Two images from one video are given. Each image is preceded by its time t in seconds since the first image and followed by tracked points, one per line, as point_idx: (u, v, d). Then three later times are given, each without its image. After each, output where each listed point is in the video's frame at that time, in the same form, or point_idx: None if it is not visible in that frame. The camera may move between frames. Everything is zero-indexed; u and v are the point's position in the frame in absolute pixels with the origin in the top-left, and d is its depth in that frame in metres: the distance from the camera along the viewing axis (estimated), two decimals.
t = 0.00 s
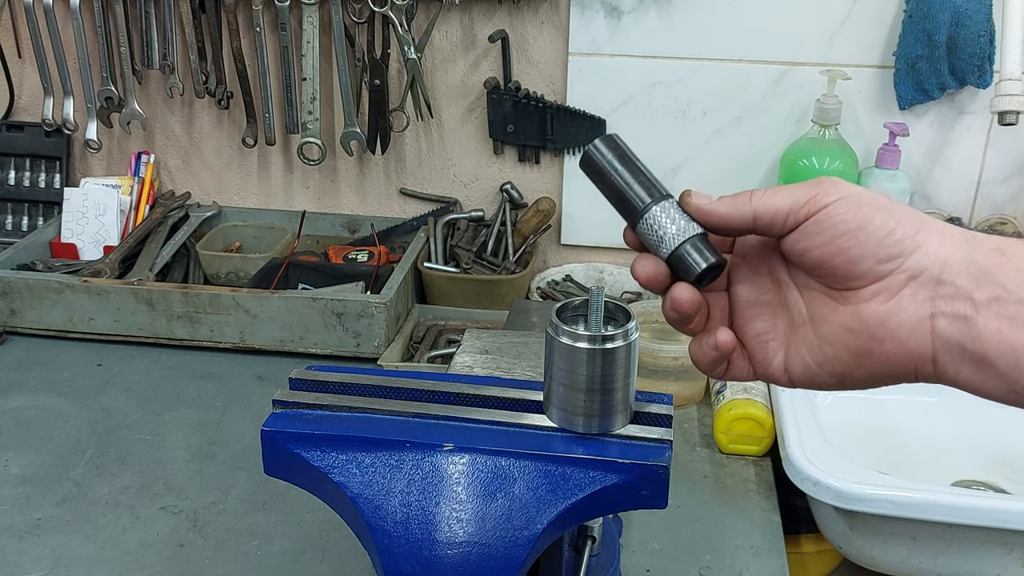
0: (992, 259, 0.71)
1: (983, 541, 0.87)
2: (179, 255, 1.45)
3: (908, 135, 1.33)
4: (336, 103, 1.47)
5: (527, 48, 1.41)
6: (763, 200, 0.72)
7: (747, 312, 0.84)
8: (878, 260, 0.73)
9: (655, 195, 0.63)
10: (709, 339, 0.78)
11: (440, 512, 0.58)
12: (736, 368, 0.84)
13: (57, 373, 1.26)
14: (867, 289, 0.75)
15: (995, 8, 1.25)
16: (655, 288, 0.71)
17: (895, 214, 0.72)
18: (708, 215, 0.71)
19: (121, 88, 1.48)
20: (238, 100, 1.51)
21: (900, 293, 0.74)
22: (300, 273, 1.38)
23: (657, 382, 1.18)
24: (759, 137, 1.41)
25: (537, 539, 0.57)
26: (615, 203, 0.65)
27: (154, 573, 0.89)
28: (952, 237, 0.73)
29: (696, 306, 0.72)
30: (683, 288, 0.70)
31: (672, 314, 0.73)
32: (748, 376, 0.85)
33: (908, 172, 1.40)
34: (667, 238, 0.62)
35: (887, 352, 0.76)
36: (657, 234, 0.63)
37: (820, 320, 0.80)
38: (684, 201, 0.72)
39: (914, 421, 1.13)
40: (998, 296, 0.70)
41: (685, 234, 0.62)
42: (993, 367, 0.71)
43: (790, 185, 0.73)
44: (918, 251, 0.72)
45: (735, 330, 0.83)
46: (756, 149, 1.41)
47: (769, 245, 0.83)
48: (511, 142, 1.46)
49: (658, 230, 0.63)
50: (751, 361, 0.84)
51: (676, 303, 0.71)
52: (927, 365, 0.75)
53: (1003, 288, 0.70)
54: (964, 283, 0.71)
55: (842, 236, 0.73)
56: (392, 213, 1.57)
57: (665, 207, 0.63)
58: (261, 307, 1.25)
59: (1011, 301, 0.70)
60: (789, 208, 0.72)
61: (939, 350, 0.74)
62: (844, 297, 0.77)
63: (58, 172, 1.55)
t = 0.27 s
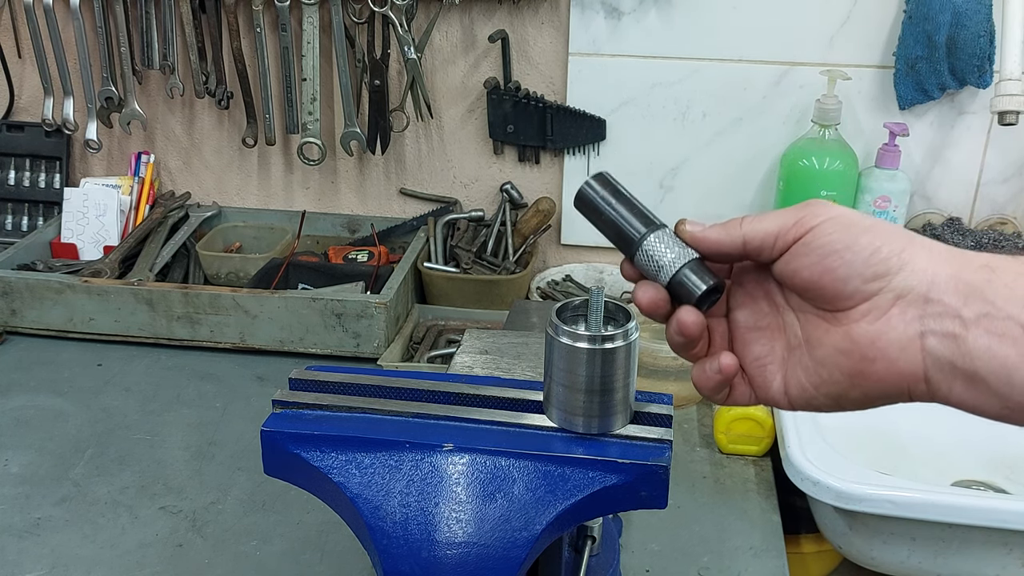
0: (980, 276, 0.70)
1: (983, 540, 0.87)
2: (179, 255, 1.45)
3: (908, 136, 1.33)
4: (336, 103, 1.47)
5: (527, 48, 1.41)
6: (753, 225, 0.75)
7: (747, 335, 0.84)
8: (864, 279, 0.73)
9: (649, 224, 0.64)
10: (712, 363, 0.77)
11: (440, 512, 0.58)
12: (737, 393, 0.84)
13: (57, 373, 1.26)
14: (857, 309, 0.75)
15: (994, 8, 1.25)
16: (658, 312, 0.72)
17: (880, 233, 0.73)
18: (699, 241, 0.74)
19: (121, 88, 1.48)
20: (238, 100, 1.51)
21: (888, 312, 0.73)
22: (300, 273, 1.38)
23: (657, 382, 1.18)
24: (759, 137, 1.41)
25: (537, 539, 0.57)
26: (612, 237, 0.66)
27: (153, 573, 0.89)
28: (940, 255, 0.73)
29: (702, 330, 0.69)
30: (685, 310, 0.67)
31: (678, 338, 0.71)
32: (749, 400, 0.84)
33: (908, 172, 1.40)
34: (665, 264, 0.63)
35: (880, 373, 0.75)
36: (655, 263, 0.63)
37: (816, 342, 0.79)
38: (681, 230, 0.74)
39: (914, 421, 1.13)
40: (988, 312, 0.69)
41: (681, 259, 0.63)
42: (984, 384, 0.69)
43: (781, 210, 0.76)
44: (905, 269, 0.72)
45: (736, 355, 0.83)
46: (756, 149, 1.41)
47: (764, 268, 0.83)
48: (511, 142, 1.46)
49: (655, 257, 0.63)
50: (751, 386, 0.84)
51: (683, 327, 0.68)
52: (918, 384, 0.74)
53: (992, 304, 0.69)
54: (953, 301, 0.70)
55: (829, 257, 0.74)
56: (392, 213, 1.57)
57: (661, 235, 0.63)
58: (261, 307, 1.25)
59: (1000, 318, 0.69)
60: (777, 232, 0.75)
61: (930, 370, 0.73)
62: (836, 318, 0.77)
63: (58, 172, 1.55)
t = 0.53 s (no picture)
0: (979, 281, 0.70)
1: (983, 540, 0.87)
2: (179, 255, 1.45)
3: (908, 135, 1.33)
4: (336, 103, 1.47)
5: (527, 48, 1.41)
6: (752, 229, 0.74)
7: (745, 339, 0.84)
8: (863, 284, 0.73)
9: (648, 227, 0.64)
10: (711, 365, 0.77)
11: (440, 512, 0.58)
12: (736, 396, 0.83)
13: (57, 373, 1.26)
14: (855, 313, 0.75)
15: (994, 8, 1.25)
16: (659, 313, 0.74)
17: (880, 238, 0.73)
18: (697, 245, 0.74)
19: (121, 88, 1.48)
20: (238, 100, 1.51)
21: (887, 316, 0.73)
22: (300, 273, 1.38)
23: (657, 382, 1.18)
24: (759, 137, 1.41)
25: (537, 539, 0.57)
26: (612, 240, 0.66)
27: (154, 573, 0.89)
28: (939, 259, 0.73)
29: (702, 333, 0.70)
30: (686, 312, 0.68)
31: (678, 340, 0.72)
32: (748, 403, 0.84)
33: (908, 172, 1.40)
34: (664, 266, 0.63)
35: (878, 376, 0.76)
36: (654, 266, 0.63)
37: (815, 345, 0.80)
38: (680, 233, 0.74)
39: (913, 421, 1.13)
40: (986, 317, 0.69)
41: (680, 261, 0.62)
42: (983, 387, 0.70)
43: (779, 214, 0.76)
44: (904, 274, 0.72)
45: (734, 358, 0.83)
46: (756, 149, 1.42)
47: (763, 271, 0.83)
48: (511, 142, 1.46)
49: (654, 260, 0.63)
50: (750, 389, 0.83)
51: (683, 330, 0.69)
52: (917, 388, 0.74)
53: (990, 309, 0.69)
54: (952, 306, 0.71)
55: (828, 261, 0.74)
56: (392, 213, 1.57)
57: (660, 238, 0.63)
58: (261, 307, 1.25)
59: (999, 322, 0.69)
60: (777, 236, 0.74)
61: (929, 373, 0.73)
62: (835, 322, 0.78)
63: (58, 172, 1.55)
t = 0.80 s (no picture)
0: (976, 275, 0.70)
1: (982, 540, 0.87)
2: (180, 255, 1.45)
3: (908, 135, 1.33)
4: (336, 103, 1.47)
5: (527, 48, 1.41)
6: (751, 224, 0.75)
7: (744, 333, 0.84)
8: (862, 278, 0.73)
9: (647, 222, 0.64)
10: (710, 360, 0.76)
11: (440, 512, 0.58)
12: (734, 391, 0.84)
13: (57, 373, 1.26)
14: (853, 308, 0.75)
15: (994, 8, 1.25)
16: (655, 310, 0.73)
17: (878, 232, 0.73)
18: (697, 239, 0.75)
19: (121, 88, 1.48)
20: (238, 100, 1.51)
21: (885, 311, 0.73)
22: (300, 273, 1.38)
23: (657, 382, 1.18)
24: (759, 137, 1.41)
25: (537, 539, 0.57)
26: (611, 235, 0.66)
27: (153, 573, 0.89)
28: (937, 254, 0.73)
29: (700, 328, 0.69)
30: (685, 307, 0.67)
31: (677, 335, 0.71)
32: (747, 397, 0.85)
33: (908, 172, 1.40)
34: (663, 260, 0.62)
35: (876, 371, 0.75)
36: (652, 260, 0.63)
37: (812, 340, 0.79)
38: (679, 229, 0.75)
39: (913, 421, 1.13)
40: (983, 311, 0.69)
41: (678, 257, 0.62)
42: (981, 382, 0.69)
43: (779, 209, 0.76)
44: (903, 268, 0.72)
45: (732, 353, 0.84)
46: (756, 149, 1.42)
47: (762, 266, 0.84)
48: (511, 142, 1.46)
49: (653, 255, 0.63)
50: (748, 383, 0.84)
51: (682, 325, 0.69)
52: (916, 382, 0.74)
53: (989, 303, 0.69)
54: (949, 300, 0.70)
55: (827, 255, 0.74)
56: (392, 213, 1.57)
57: (658, 233, 0.63)
58: (261, 307, 1.25)
59: (996, 317, 0.68)
60: (775, 230, 0.75)
61: (928, 368, 0.73)
62: (833, 317, 0.77)
63: (58, 172, 1.55)
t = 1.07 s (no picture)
0: (977, 272, 0.70)
1: (982, 540, 0.87)
2: (180, 255, 1.45)
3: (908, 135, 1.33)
4: (336, 103, 1.47)
5: (527, 48, 1.41)
6: (748, 223, 0.72)
7: (739, 325, 0.83)
8: (862, 279, 0.72)
9: (641, 217, 0.64)
10: (704, 355, 0.76)
11: (440, 512, 0.58)
12: (729, 382, 0.83)
13: (56, 373, 1.26)
14: (853, 306, 0.75)
15: (995, 8, 1.25)
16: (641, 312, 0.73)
17: (878, 230, 0.71)
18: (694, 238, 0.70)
19: (121, 88, 1.48)
20: (238, 100, 1.51)
21: (885, 309, 0.73)
22: (300, 273, 1.38)
23: (657, 382, 1.18)
24: (759, 137, 1.41)
25: (537, 539, 0.57)
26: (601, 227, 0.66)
27: (153, 573, 0.89)
28: (938, 249, 0.72)
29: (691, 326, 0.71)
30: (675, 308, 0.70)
31: (666, 334, 0.72)
32: (741, 388, 0.84)
33: (908, 172, 1.40)
34: (654, 258, 0.63)
35: (875, 367, 0.76)
36: (644, 256, 0.63)
37: (810, 336, 0.79)
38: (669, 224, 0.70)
39: (914, 420, 1.13)
40: (985, 308, 0.69)
41: (670, 254, 0.63)
42: (983, 379, 0.70)
43: (775, 206, 0.73)
44: (903, 266, 0.71)
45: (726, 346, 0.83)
46: (756, 149, 1.42)
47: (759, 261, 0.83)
48: (511, 142, 1.46)
49: (644, 250, 0.63)
50: (743, 374, 0.83)
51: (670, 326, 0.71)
52: (916, 377, 0.75)
53: (990, 300, 0.69)
54: (950, 297, 0.70)
55: (827, 256, 0.72)
56: (392, 213, 1.57)
57: (651, 229, 0.63)
58: (261, 307, 1.25)
59: (998, 314, 0.69)
60: (773, 231, 0.72)
61: (928, 364, 0.73)
62: (832, 314, 0.77)
63: (58, 172, 1.55)
